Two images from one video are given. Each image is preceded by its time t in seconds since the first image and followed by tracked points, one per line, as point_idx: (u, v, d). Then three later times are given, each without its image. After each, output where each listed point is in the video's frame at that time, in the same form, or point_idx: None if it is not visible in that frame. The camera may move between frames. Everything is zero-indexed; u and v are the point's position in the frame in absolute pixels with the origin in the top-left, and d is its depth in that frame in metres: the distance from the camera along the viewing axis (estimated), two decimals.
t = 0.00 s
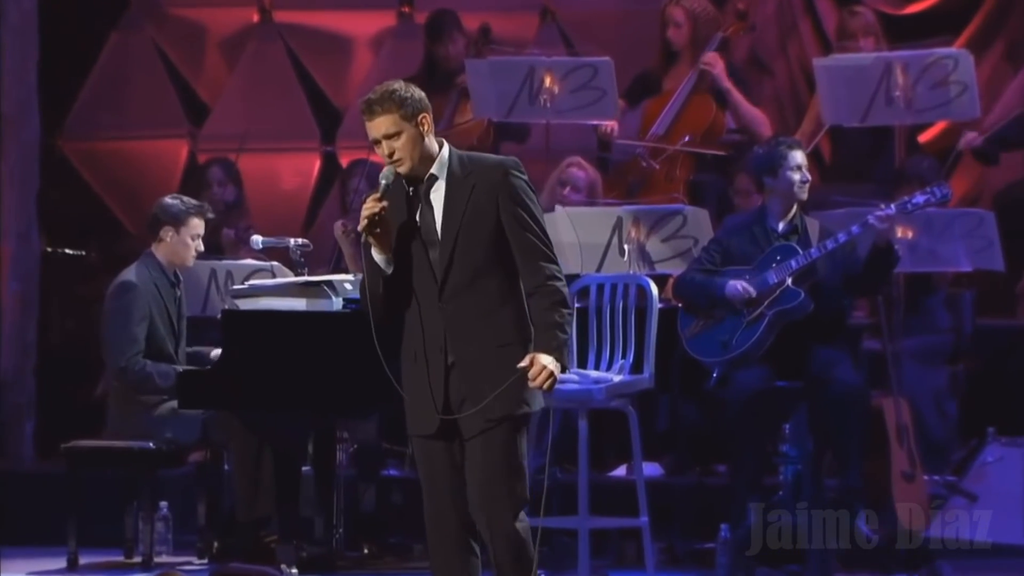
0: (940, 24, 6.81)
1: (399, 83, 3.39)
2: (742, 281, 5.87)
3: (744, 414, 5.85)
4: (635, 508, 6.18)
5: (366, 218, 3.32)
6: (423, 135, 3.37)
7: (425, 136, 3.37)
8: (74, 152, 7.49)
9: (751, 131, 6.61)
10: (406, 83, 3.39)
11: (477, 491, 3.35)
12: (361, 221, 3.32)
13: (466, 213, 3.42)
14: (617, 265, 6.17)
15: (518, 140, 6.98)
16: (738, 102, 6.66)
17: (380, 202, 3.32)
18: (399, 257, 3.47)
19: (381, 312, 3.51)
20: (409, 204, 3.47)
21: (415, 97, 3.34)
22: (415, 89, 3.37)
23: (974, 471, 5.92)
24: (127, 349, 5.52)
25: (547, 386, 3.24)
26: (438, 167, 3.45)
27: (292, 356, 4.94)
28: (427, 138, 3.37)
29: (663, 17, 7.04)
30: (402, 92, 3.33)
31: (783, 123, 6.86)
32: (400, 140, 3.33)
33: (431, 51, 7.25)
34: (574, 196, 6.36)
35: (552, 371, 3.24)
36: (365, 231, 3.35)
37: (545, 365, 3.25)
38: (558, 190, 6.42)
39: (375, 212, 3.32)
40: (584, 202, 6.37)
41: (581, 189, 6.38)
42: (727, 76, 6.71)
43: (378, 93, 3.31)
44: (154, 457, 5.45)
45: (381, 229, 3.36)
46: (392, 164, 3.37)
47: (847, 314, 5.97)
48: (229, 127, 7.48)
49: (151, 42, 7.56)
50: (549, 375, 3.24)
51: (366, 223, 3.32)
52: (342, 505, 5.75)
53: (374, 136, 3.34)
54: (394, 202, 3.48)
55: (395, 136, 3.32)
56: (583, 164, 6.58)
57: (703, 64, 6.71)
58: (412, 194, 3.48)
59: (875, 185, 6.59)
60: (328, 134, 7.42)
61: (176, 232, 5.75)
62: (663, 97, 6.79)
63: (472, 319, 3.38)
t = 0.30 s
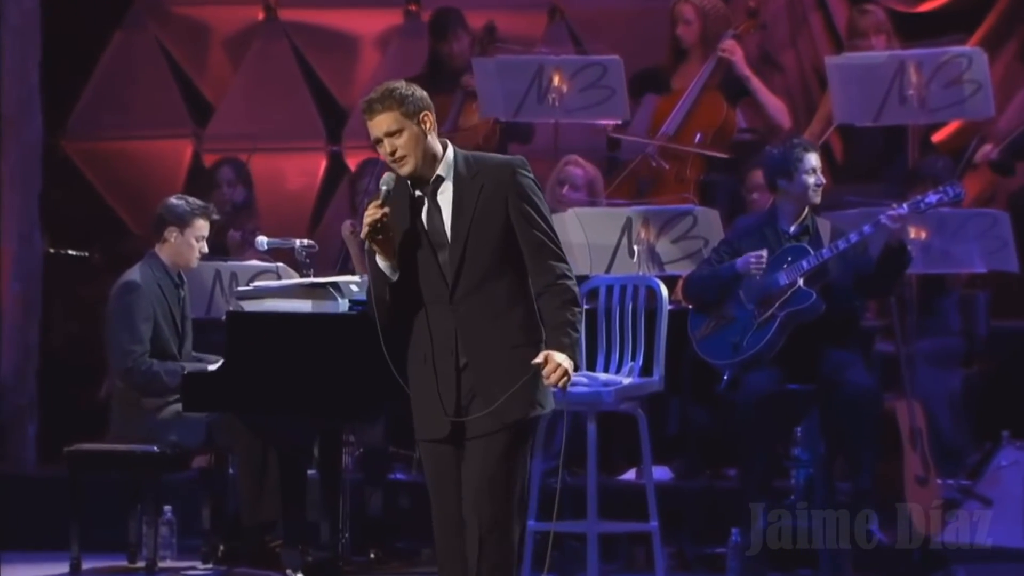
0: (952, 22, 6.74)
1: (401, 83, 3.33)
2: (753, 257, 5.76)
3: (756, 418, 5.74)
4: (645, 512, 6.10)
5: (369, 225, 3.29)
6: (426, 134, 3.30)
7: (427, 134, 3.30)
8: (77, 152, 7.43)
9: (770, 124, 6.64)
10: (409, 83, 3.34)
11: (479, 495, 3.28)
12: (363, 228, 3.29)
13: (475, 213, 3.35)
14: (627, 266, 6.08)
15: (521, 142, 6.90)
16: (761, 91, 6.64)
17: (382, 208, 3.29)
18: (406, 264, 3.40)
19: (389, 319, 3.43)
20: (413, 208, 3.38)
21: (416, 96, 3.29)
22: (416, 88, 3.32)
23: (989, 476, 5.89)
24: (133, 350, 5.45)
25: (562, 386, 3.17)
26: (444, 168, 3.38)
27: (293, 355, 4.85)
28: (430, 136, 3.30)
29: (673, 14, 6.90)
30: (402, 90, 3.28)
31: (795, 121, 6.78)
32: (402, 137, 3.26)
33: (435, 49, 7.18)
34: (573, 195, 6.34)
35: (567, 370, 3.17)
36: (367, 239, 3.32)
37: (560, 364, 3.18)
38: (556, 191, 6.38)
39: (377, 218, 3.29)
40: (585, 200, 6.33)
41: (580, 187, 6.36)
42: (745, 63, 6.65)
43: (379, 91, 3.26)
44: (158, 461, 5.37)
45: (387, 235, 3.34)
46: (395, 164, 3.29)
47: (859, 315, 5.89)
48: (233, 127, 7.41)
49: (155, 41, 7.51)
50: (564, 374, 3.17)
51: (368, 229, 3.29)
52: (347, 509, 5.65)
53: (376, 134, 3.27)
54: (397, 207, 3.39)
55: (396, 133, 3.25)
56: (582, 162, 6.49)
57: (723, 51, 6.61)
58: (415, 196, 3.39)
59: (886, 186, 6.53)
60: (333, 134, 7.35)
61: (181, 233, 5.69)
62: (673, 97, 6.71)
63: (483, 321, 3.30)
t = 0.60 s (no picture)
0: (966, 22, 6.66)
1: (412, 81, 3.27)
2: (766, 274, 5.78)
3: (769, 420, 5.65)
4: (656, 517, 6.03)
5: (374, 229, 3.22)
6: (435, 131, 3.23)
7: (437, 131, 3.23)
8: (81, 153, 7.36)
9: (785, 122, 6.58)
10: (419, 81, 3.27)
11: (479, 496, 3.22)
12: (369, 232, 3.23)
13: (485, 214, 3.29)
14: (637, 268, 6.06)
15: (533, 134, 6.82)
16: (776, 89, 6.59)
17: (387, 212, 3.22)
18: (415, 266, 3.33)
19: (396, 320, 3.36)
20: (421, 210, 3.32)
21: (426, 93, 3.22)
22: (428, 86, 3.26)
23: (1004, 481, 5.82)
24: (139, 351, 5.39)
25: (568, 392, 3.10)
26: (454, 168, 3.31)
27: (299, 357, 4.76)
28: (439, 135, 3.23)
29: (683, 14, 6.87)
30: (413, 87, 3.21)
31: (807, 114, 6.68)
32: (410, 132, 3.19)
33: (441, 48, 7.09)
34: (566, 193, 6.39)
35: (575, 376, 3.09)
36: (374, 243, 3.25)
37: (567, 369, 3.10)
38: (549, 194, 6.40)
39: (384, 222, 3.22)
40: (580, 198, 6.39)
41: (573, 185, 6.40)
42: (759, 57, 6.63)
43: (388, 86, 3.20)
44: (163, 465, 5.30)
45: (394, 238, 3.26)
46: (402, 159, 3.22)
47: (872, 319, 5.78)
48: (240, 127, 7.34)
49: (161, 40, 7.47)
50: (570, 379, 3.09)
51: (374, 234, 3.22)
52: (355, 514, 5.58)
53: (384, 129, 3.21)
54: (405, 211, 3.33)
55: (404, 128, 3.18)
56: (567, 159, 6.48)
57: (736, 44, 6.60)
58: (424, 199, 3.33)
59: (900, 187, 6.46)
60: (340, 134, 7.28)
61: (188, 235, 5.63)
62: (684, 96, 6.66)
63: (491, 324, 3.23)
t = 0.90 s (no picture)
0: (986, 19, 6.55)
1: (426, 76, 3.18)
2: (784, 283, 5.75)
3: (785, 426, 5.58)
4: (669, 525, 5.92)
5: (384, 214, 3.14)
6: (447, 129, 3.14)
7: (449, 130, 3.14)
8: (85, 153, 7.28)
9: (800, 121, 6.52)
10: (430, 76, 3.18)
11: (485, 500, 3.13)
12: (379, 216, 3.15)
13: (493, 214, 3.20)
14: (651, 270, 5.95)
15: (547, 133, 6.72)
16: (791, 87, 6.50)
17: (400, 200, 3.15)
18: (425, 260, 3.25)
19: (404, 320, 3.29)
20: (432, 201, 3.24)
21: (440, 91, 3.13)
22: (442, 82, 3.16)
23: None
24: (145, 355, 5.29)
25: (569, 394, 3.02)
26: (465, 167, 3.23)
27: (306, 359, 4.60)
28: (451, 132, 3.14)
29: (698, 12, 6.81)
30: (426, 83, 3.12)
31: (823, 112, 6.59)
32: (422, 129, 3.10)
33: (451, 47, 7.01)
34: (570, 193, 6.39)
35: (577, 377, 3.02)
36: (382, 232, 3.17)
37: (570, 372, 3.02)
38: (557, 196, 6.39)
39: (394, 209, 3.15)
40: (585, 197, 6.41)
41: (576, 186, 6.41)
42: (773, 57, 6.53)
43: (401, 82, 3.11)
44: (168, 471, 5.21)
45: (404, 225, 3.19)
46: (413, 156, 3.13)
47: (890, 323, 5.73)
48: (248, 127, 7.26)
49: (168, 40, 7.40)
50: (575, 382, 3.02)
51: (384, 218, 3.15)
52: (365, 522, 5.46)
53: (395, 125, 3.12)
54: (415, 200, 3.25)
55: (416, 125, 3.10)
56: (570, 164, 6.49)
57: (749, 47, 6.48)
58: (435, 195, 3.25)
59: (917, 188, 6.38)
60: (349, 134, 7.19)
61: (196, 237, 5.55)
62: (699, 96, 6.60)
63: (498, 325, 3.15)
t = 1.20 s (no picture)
0: (1008, 16, 6.44)
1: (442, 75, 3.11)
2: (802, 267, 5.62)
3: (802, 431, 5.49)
4: (686, 531, 5.81)
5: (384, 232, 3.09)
6: (461, 126, 3.05)
7: (462, 128, 3.06)
8: (91, 153, 7.20)
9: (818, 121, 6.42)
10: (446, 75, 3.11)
11: (497, 506, 3.02)
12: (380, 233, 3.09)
13: (506, 214, 3.10)
14: (667, 274, 5.78)
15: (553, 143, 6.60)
16: (809, 87, 6.42)
17: (400, 213, 3.08)
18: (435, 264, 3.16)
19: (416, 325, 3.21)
20: (438, 217, 3.15)
21: (456, 89, 3.06)
22: (458, 81, 3.09)
23: None
24: (151, 357, 5.19)
25: (578, 393, 2.91)
26: (478, 168, 3.13)
27: (316, 364, 4.41)
28: (466, 131, 3.06)
29: (715, 10, 6.71)
30: (438, 79, 3.05)
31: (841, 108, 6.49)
32: (434, 123, 3.01)
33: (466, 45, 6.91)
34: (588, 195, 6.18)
35: (587, 374, 2.90)
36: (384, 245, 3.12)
37: (579, 369, 2.91)
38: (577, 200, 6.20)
39: (395, 222, 3.09)
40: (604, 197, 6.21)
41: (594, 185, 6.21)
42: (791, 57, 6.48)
43: (416, 77, 3.04)
44: (175, 476, 5.11)
45: (405, 238, 3.15)
46: (425, 153, 3.04)
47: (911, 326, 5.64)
48: (257, 127, 7.18)
49: (175, 38, 7.32)
50: (583, 378, 2.90)
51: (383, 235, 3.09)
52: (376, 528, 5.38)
53: (407, 118, 3.04)
54: (421, 216, 3.18)
55: (429, 119, 3.01)
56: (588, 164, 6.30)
57: (767, 44, 6.49)
58: (446, 199, 3.16)
59: (937, 188, 6.30)
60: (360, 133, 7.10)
61: (204, 238, 5.47)
62: (716, 95, 6.52)
63: (511, 328, 3.06)
